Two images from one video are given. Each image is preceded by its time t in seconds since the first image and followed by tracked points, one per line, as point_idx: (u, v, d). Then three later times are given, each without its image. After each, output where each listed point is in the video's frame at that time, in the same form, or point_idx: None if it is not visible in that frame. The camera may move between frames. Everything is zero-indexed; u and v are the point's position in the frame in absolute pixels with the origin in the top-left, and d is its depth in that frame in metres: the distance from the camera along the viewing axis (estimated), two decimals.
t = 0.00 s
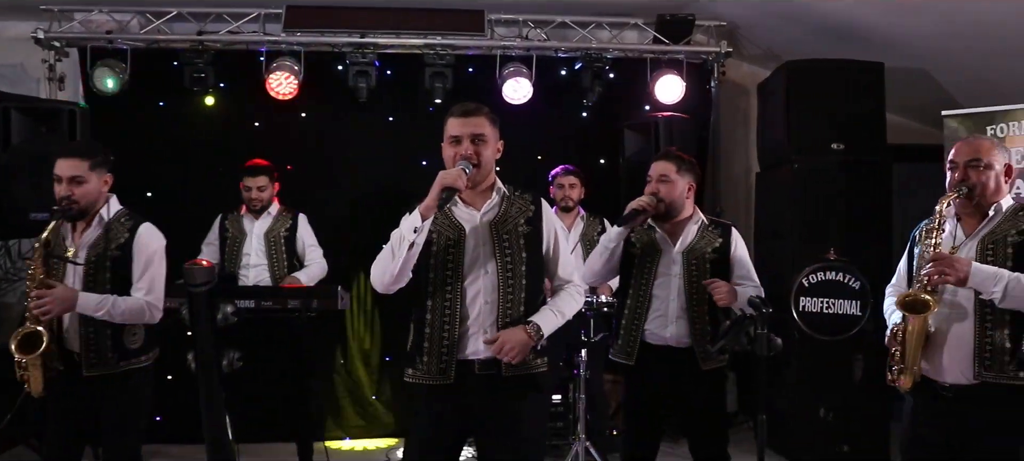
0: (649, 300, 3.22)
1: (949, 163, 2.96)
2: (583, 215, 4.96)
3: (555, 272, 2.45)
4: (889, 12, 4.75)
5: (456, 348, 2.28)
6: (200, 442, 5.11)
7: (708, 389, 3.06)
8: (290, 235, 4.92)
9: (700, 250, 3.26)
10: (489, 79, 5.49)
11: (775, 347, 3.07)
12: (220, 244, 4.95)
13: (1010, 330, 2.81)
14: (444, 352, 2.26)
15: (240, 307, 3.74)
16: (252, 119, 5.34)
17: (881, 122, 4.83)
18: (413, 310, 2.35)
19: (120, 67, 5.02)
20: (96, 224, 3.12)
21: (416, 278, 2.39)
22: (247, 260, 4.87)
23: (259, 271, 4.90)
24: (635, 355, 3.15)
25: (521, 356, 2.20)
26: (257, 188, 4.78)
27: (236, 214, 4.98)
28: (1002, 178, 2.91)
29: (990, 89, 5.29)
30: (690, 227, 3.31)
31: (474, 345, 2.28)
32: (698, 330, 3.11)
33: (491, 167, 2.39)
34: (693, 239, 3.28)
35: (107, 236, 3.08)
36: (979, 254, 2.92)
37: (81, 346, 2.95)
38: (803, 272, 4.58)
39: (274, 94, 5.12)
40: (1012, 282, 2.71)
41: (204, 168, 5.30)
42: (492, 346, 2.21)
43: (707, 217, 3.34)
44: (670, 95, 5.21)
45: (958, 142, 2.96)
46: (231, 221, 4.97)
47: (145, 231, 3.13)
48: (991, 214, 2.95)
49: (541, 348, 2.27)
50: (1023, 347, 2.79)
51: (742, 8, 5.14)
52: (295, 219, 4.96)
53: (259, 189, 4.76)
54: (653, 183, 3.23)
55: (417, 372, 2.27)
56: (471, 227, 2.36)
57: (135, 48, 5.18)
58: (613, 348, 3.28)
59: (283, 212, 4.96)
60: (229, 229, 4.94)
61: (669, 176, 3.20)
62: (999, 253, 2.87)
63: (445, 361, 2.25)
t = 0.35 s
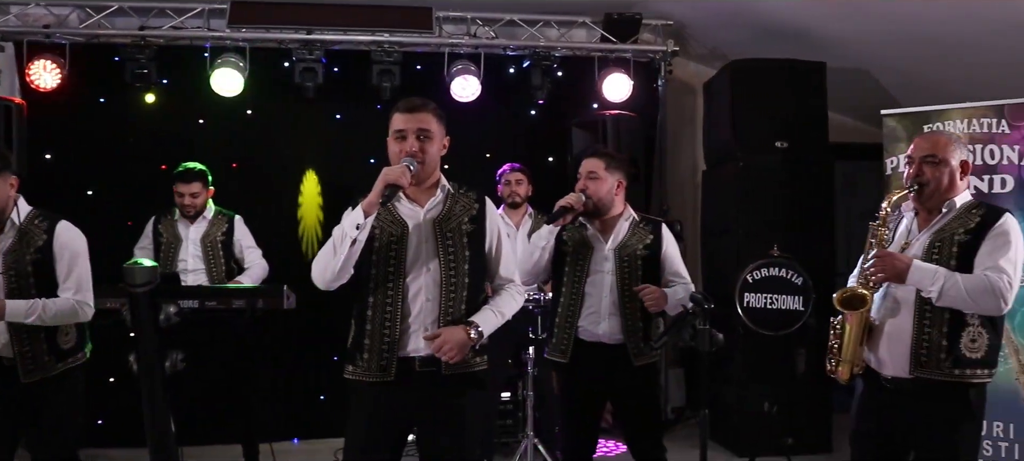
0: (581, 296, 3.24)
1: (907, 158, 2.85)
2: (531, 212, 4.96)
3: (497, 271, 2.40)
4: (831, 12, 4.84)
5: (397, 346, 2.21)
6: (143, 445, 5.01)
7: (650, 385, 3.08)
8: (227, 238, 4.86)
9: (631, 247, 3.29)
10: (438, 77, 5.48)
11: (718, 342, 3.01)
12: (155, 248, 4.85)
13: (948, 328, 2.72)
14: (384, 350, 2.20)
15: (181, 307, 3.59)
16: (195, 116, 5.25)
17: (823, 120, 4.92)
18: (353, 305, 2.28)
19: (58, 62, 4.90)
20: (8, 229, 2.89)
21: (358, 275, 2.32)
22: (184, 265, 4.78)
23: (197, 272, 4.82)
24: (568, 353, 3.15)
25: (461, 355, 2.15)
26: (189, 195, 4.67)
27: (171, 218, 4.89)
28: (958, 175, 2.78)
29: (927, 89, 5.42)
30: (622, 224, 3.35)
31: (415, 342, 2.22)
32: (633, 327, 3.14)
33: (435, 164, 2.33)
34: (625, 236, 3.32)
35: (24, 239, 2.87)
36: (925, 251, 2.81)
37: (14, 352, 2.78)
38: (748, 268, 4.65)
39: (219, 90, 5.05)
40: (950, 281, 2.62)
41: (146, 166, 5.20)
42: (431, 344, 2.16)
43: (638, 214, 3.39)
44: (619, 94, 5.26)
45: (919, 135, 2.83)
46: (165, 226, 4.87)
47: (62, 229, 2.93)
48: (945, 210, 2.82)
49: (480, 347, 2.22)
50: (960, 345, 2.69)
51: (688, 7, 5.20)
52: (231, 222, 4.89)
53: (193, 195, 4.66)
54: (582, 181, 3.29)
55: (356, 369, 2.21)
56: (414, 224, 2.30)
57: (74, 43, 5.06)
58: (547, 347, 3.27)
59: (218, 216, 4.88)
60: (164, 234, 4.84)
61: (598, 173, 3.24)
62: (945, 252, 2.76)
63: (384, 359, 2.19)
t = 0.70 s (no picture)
0: (555, 299, 3.23)
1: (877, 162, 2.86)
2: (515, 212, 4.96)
3: (469, 272, 2.38)
4: (814, 15, 4.86)
5: (369, 348, 2.19)
6: (122, 446, 4.96)
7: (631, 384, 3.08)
8: (202, 232, 4.81)
9: (604, 247, 3.32)
10: (422, 75, 5.46)
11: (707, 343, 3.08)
12: (129, 244, 4.79)
13: (918, 328, 2.70)
14: (356, 351, 2.17)
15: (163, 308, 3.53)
16: (176, 113, 5.20)
17: (806, 122, 4.95)
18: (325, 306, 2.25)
19: (37, 57, 4.83)
20: None
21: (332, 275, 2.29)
22: (160, 261, 4.73)
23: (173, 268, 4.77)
24: (544, 354, 3.12)
25: (441, 358, 2.13)
26: (158, 190, 4.58)
27: (144, 214, 4.82)
28: (927, 179, 2.80)
29: (908, 92, 5.47)
30: (591, 225, 3.37)
31: (387, 342, 2.20)
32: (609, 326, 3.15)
33: (406, 162, 2.29)
34: (596, 237, 3.34)
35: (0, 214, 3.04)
36: (895, 253, 2.81)
37: None
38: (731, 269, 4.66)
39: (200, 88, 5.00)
40: (919, 281, 2.61)
41: (125, 163, 5.14)
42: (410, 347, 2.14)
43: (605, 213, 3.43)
44: (602, 94, 5.26)
45: (889, 141, 2.84)
46: (138, 222, 4.80)
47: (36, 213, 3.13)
48: (914, 214, 2.83)
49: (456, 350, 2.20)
50: (931, 346, 2.67)
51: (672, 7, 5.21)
52: (204, 216, 4.84)
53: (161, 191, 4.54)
54: (555, 180, 3.25)
55: (328, 370, 2.18)
56: (385, 224, 2.28)
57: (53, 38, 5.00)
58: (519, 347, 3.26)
59: (190, 210, 4.82)
60: (137, 230, 4.77)
61: (571, 171, 3.23)
62: (914, 254, 2.76)
63: (357, 359, 2.16)
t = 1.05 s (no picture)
0: (591, 315, 3.35)
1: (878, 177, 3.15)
2: (541, 225, 4.92)
3: (475, 287, 2.56)
4: (839, 24, 4.83)
5: (378, 362, 2.34)
6: None
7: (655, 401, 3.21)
8: (226, 249, 4.80)
9: (637, 260, 3.44)
10: (443, 89, 5.45)
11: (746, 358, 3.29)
12: (154, 260, 4.82)
13: (927, 336, 2.95)
14: (365, 366, 2.32)
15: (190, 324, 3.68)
16: (200, 130, 5.20)
17: (832, 133, 4.89)
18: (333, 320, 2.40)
19: (61, 75, 4.86)
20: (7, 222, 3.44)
21: (336, 289, 2.42)
22: (184, 277, 4.75)
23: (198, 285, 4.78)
24: (584, 371, 3.20)
25: (450, 371, 2.28)
26: (184, 207, 4.66)
27: (169, 231, 4.84)
28: (926, 191, 3.07)
29: (936, 100, 5.40)
30: (622, 238, 3.47)
31: (397, 358, 2.35)
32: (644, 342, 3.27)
33: (415, 173, 2.46)
34: (629, 250, 3.44)
35: (22, 234, 3.44)
36: (901, 264, 3.07)
37: None
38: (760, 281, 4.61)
39: (223, 104, 5.01)
40: (924, 289, 2.86)
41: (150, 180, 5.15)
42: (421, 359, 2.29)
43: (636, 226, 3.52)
44: (626, 105, 5.23)
45: (887, 156, 3.13)
46: (162, 239, 4.84)
47: (54, 236, 3.53)
48: (918, 224, 3.11)
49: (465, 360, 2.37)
50: (941, 352, 2.91)
51: (694, 17, 5.19)
52: (229, 233, 4.84)
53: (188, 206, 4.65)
54: (587, 194, 3.37)
55: (335, 387, 2.32)
56: (394, 237, 2.44)
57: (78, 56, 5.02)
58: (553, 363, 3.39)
59: (216, 227, 4.82)
60: (162, 248, 4.81)
61: (601, 185, 3.34)
62: (920, 262, 3.03)
63: (366, 376, 2.31)
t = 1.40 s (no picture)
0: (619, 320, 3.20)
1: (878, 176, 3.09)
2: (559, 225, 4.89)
3: (478, 286, 2.59)
4: (856, 19, 4.79)
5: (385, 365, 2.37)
6: None
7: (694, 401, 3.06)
8: (251, 249, 4.77)
9: (670, 260, 3.21)
10: (458, 88, 5.43)
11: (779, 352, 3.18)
12: (183, 260, 4.82)
13: (944, 332, 2.91)
14: (371, 371, 2.33)
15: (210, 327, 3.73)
16: (215, 131, 5.20)
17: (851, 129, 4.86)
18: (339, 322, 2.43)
19: (77, 78, 4.85)
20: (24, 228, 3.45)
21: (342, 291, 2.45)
22: (211, 278, 4.75)
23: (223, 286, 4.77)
24: (610, 375, 3.13)
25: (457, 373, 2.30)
26: (216, 201, 4.67)
27: (198, 230, 4.82)
28: (927, 188, 3.03)
29: (954, 95, 5.36)
30: (655, 236, 3.27)
31: (404, 362, 2.38)
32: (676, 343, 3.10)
33: (417, 173, 2.47)
34: (660, 249, 3.24)
35: (41, 243, 3.43)
36: (909, 266, 3.03)
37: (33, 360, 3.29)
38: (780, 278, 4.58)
39: (238, 105, 5.00)
40: (936, 290, 2.82)
41: (166, 182, 5.14)
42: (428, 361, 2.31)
43: (671, 223, 3.27)
44: (641, 103, 5.21)
45: (884, 154, 3.07)
46: (192, 238, 4.82)
47: (71, 241, 3.54)
48: (920, 221, 3.07)
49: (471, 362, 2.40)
50: (957, 347, 2.88)
51: (710, 14, 5.16)
52: (255, 235, 4.80)
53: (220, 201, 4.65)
54: (615, 193, 3.15)
55: (342, 392, 2.33)
56: (399, 239, 2.47)
57: (93, 59, 5.01)
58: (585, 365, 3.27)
59: (243, 228, 4.80)
60: (191, 246, 4.79)
61: (631, 184, 3.12)
62: (928, 262, 2.99)
63: (372, 381, 2.32)
